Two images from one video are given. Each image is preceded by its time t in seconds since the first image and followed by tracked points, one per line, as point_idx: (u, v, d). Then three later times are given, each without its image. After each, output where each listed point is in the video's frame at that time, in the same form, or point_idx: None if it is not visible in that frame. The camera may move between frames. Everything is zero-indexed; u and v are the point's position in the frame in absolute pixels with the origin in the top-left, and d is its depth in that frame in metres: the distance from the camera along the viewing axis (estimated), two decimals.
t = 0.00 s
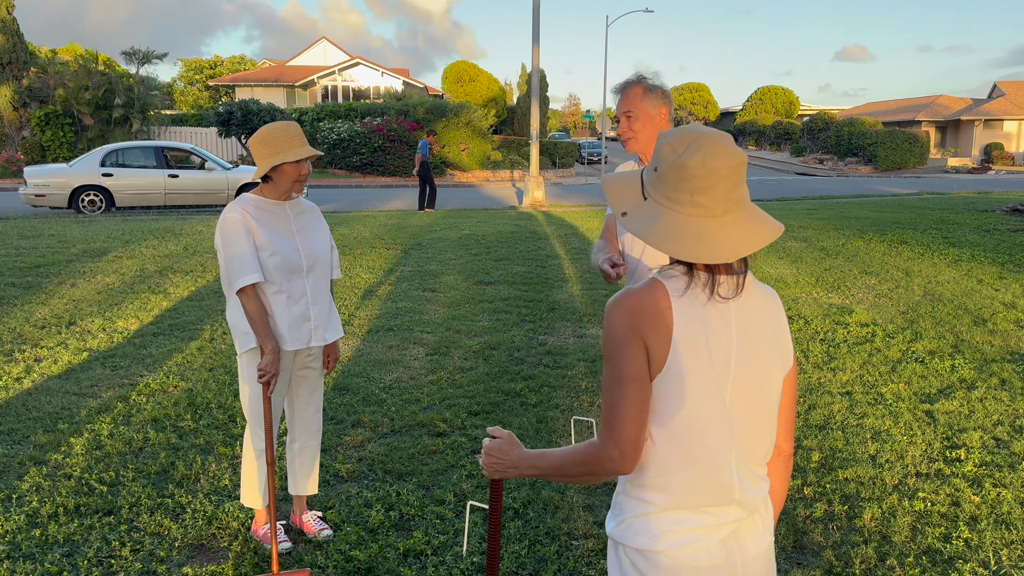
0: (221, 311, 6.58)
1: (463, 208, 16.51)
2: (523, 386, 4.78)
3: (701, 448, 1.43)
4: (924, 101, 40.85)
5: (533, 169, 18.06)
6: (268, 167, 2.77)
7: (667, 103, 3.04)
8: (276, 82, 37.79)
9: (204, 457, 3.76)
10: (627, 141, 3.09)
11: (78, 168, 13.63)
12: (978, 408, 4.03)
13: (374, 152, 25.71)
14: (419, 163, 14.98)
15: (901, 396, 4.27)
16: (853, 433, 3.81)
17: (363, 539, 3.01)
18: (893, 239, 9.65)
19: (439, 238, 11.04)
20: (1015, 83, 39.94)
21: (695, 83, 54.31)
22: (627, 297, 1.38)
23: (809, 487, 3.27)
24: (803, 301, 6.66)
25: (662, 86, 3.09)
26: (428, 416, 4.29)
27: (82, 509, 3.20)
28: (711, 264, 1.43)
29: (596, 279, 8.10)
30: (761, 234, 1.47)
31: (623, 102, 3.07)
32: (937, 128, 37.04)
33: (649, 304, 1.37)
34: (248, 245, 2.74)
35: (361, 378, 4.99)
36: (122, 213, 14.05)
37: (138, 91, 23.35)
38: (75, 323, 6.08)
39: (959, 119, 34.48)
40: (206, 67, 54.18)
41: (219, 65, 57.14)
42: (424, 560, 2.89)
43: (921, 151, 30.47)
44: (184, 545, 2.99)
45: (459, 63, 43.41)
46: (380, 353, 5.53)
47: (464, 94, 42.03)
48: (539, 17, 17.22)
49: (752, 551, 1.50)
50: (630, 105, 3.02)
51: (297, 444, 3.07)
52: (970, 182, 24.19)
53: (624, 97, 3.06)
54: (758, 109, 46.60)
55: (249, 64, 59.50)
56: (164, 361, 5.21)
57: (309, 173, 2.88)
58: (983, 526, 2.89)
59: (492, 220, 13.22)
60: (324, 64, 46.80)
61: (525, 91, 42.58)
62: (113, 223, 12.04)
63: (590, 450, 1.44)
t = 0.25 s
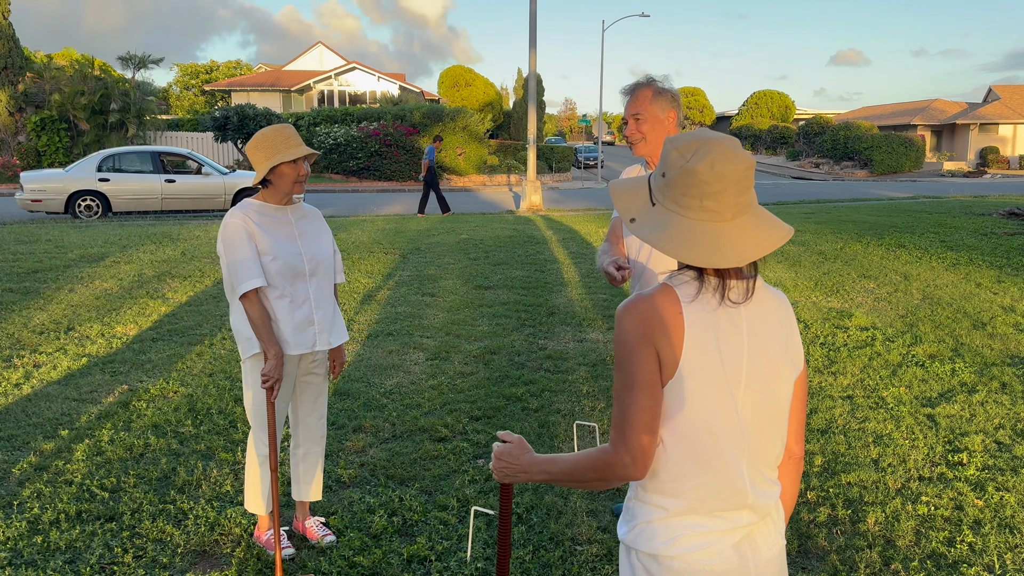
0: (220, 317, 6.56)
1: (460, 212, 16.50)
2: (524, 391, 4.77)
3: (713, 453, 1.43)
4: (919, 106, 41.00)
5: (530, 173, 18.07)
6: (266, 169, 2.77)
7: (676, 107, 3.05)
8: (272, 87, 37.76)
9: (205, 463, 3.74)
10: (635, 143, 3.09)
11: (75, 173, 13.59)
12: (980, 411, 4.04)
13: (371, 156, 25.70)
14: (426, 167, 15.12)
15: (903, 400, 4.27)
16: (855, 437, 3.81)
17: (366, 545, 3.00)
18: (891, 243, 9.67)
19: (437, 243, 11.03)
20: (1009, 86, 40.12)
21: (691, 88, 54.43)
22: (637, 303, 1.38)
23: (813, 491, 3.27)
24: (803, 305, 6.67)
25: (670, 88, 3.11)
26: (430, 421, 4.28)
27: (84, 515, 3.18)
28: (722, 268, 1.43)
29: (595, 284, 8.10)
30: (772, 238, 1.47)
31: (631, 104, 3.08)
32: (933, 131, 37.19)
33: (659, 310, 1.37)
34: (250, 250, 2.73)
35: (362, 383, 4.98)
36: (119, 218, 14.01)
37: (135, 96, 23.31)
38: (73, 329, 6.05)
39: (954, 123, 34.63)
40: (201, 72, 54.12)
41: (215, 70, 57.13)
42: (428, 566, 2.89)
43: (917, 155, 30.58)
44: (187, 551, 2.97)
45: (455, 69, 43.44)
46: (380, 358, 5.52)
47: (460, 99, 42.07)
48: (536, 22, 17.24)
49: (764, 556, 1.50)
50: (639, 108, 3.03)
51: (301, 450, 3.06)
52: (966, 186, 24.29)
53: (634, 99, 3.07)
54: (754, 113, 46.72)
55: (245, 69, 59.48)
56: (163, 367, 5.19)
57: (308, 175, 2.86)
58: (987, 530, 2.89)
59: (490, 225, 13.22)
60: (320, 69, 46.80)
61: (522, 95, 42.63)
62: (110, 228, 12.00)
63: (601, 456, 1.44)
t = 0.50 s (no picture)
0: (220, 321, 6.57)
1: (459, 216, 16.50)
2: (525, 395, 4.77)
3: (719, 453, 1.44)
4: (916, 109, 41.11)
5: (528, 177, 18.08)
6: (266, 173, 2.77)
7: (677, 110, 3.06)
8: (270, 92, 37.80)
9: (206, 467, 3.74)
10: (635, 147, 3.11)
11: (73, 178, 13.59)
12: (980, 414, 4.05)
13: (369, 161, 25.72)
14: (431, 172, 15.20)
15: (903, 403, 4.28)
16: (856, 440, 3.82)
17: (368, 549, 3.01)
18: (889, 246, 9.69)
19: (436, 247, 11.04)
20: (1005, 90, 40.26)
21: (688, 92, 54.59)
22: (644, 305, 1.39)
23: (814, 494, 3.27)
24: (802, 308, 6.69)
25: (671, 91, 3.12)
26: (431, 425, 4.29)
27: (85, 520, 3.18)
28: (727, 270, 1.44)
29: (595, 287, 8.11)
30: (776, 239, 1.48)
31: (633, 107, 3.08)
32: (930, 135, 37.32)
33: (663, 311, 1.37)
34: (252, 254, 2.74)
35: (363, 387, 4.98)
36: (117, 223, 14.01)
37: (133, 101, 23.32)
38: (73, 333, 6.05)
39: (951, 127, 34.76)
40: (199, 77, 54.20)
41: (212, 75, 57.23)
42: (430, 570, 2.89)
43: (914, 158, 30.66)
44: (189, 555, 2.97)
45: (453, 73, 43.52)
46: (380, 362, 5.53)
47: (458, 104, 42.11)
48: (534, 26, 17.28)
49: (768, 557, 1.52)
50: (639, 111, 3.04)
51: (303, 453, 3.06)
52: (963, 190, 24.36)
53: (635, 103, 3.08)
54: (751, 117, 46.85)
55: (243, 74, 59.59)
56: (163, 372, 5.18)
57: (308, 179, 2.87)
58: (989, 533, 2.90)
59: (488, 229, 13.23)
60: (318, 74, 46.86)
61: (519, 100, 42.68)
62: (109, 233, 11.99)
63: (607, 458, 1.44)
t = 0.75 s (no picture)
0: (219, 325, 6.57)
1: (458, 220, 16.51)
2: (525, 398, 4.77)
3: (720, 454, 1.44)
4: (914, 112, 41.15)
5: (527, 180, 18.09)
6: (266, 176, 2.78)
7: (681, 112, 3.07)
8: (268, 95, 37.83)
9: (207, 471, 3.73)
10: (638, 148, 3.11)
11: (72, 182, 13.59)
12: (980, 416, 4.05)
13: (368, 164, 25.73)
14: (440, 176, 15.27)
15: (903, 405, 4.29)
16: (856, 442, 3.82)
17: (369, 553, 3.00)
18: (889, 249, 9.70)
19: (435, 250, 11.04)
20: (1004, 93, 40.33)
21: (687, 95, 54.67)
22: (646, 306, 1.39)
23: (815, 496, 3.27)
24: (802, 310, 6.69)
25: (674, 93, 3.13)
26: (431, 428, 4.29)
27: (86, 524, 3.17)
28: (728, 270, 1.44)
29: (594, 290, 8.11)
30: (777, 239, 1.49)
31: (636, 108, 3.09)
32: (928, 138, 37.38)
33: (665, 311, 1.38)
34: (252, 256, 2.73)
35: (362, 390, 4.97)
36: (116, 227, 14.00)
37: (132, 105, 23.32)
38: (73, 337, 6.05)
39: (949, 129, 34.82)
40: (198, 81, 54.19)
41: (211, 78, 57.24)
42: (431, 573, 2.89)
43: (913, 161, 30.69)
44: (190, 559, 2.97)
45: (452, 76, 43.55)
46: (380, 365, 5.52)
47: (457, 107, 42.14)
48: (533, 30, 17.30)
49: (767, 557, 1.52)
50: (643, 113, 3.05)
51: (304, 457, 3.06)
52: (962, 192, 24.39)
53: (638, 104, 3.08)
54: (750, 120, 46.92)
55: (241, 77, 59.62)
56: (162, 375, 5.18)
57: (308, 182, 2.88)
58: (990, 534, 2.90)
59: (488, 232, 13.23)
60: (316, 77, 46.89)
61: (518, 103, 42.71)
62: (108, 237, 11.99)
63: (609, 459, 1.44)
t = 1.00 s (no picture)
0: (220, 328, 6.57)
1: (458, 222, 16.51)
2: (526, 399, 4.78)
3: (720, 453, 1.44)
4: (914, 113, 41.17)
5: (527, 182, 18.10)
6: (267, 178, 2.78)
7: (683, 114, 3.10)
8: (268, 98, 37.86)
9: (207, 472, 3.74)
10: (641, 148, 3.11)
11: (73, 185, 13.60)
12: (980, 416, 4.05)
13: (368, 166, 25.75)
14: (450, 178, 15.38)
15: (903, 405, 4.29)
16: (857, 443, 3.82)
17: (370, 553, 3.01)
18: (889, 250, 9.70)
19: (435, 252, 11.04)
20: (1004, 94, 40.36)
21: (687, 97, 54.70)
22: (647, 305, 1.39)
23: (816, 497, 3.27)
24: (802, 311, 6.69)
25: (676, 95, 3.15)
26: (431, 429, 4.29)
27: (87, 525, 3.17)
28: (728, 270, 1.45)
29: (594, 292, 8.11)
30: (776, 238, 1.50)
31: (639, 109, 3.09)
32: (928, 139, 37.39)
33: (666, 310, 1.38)
34: (253, 257, 2.74)
35: (363, 392, 4.97)
36: (116, 230, 14.01)
37: (132, 108, 23.33)
38: (73, 340, 6.05)
39: (949, 131, 34.84)
40: (198, 84, 54.24)
41: (211, 81, 57.28)
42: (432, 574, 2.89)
43: (912, 162, 30.70)
44: (190, 560, 2.97)
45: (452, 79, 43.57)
46: (381, 367, 5.53)
47: (457, 109, 42.16)
48: (533, 32, 17.31)
49: (766, 555, 1.53)
50: (649, 113, 3.05)
51: (304, 458, 3.06)
52: (962, 193, 24.38)
53: (641, 105, 3.09)
54: (750, 121, 46.95)
55: (241, 80, 59.68)
56: (163, 378, 5.18)
57: (308, 183, 2.88)
58: (990, 534, 2.90)
59: (488, 234, 13.23)
60: (316, 80, 46.93)
61: (518, 105, 42.72)
62: (108, 239, 11.99)
63: (609, 458, 1.44)
